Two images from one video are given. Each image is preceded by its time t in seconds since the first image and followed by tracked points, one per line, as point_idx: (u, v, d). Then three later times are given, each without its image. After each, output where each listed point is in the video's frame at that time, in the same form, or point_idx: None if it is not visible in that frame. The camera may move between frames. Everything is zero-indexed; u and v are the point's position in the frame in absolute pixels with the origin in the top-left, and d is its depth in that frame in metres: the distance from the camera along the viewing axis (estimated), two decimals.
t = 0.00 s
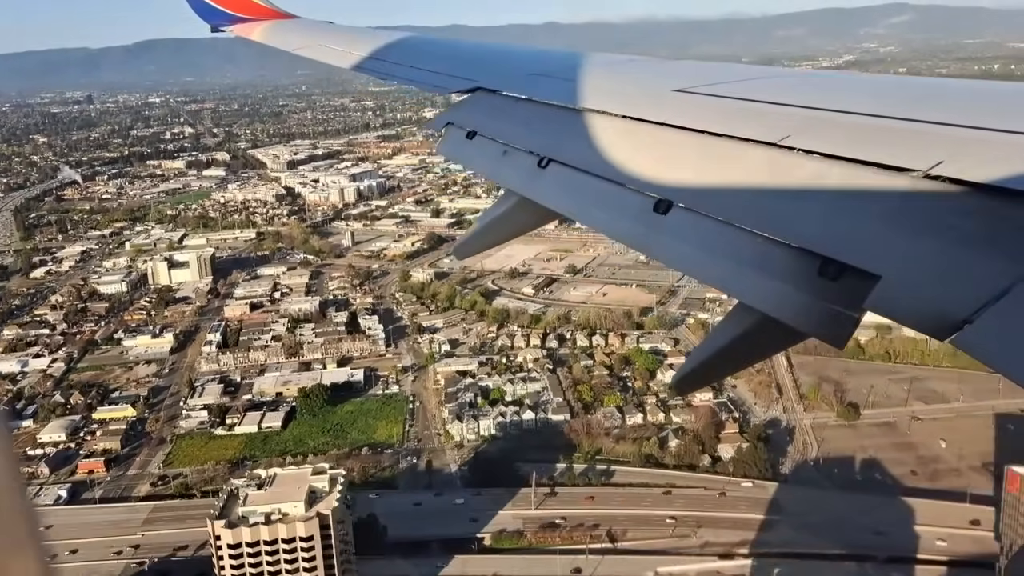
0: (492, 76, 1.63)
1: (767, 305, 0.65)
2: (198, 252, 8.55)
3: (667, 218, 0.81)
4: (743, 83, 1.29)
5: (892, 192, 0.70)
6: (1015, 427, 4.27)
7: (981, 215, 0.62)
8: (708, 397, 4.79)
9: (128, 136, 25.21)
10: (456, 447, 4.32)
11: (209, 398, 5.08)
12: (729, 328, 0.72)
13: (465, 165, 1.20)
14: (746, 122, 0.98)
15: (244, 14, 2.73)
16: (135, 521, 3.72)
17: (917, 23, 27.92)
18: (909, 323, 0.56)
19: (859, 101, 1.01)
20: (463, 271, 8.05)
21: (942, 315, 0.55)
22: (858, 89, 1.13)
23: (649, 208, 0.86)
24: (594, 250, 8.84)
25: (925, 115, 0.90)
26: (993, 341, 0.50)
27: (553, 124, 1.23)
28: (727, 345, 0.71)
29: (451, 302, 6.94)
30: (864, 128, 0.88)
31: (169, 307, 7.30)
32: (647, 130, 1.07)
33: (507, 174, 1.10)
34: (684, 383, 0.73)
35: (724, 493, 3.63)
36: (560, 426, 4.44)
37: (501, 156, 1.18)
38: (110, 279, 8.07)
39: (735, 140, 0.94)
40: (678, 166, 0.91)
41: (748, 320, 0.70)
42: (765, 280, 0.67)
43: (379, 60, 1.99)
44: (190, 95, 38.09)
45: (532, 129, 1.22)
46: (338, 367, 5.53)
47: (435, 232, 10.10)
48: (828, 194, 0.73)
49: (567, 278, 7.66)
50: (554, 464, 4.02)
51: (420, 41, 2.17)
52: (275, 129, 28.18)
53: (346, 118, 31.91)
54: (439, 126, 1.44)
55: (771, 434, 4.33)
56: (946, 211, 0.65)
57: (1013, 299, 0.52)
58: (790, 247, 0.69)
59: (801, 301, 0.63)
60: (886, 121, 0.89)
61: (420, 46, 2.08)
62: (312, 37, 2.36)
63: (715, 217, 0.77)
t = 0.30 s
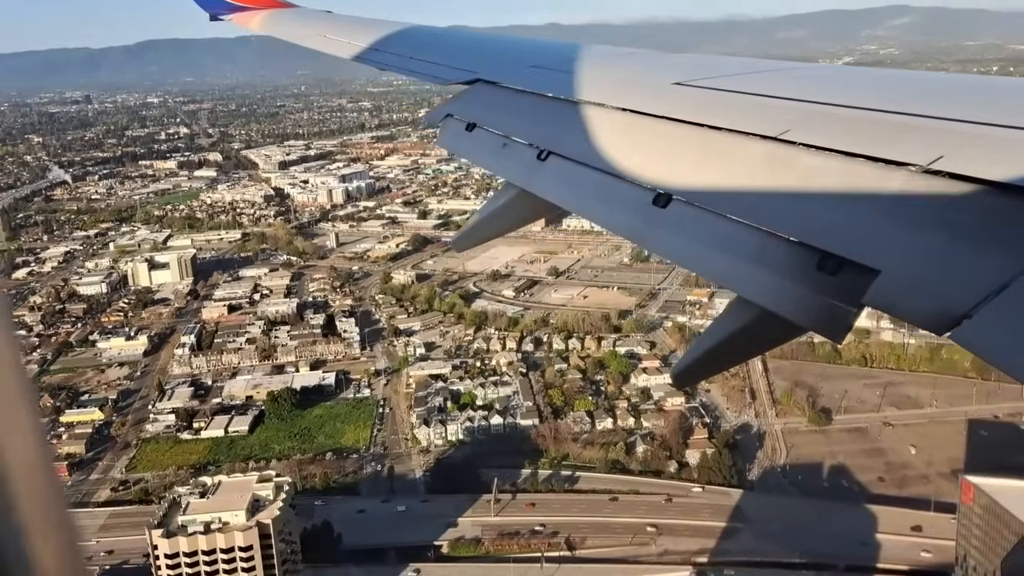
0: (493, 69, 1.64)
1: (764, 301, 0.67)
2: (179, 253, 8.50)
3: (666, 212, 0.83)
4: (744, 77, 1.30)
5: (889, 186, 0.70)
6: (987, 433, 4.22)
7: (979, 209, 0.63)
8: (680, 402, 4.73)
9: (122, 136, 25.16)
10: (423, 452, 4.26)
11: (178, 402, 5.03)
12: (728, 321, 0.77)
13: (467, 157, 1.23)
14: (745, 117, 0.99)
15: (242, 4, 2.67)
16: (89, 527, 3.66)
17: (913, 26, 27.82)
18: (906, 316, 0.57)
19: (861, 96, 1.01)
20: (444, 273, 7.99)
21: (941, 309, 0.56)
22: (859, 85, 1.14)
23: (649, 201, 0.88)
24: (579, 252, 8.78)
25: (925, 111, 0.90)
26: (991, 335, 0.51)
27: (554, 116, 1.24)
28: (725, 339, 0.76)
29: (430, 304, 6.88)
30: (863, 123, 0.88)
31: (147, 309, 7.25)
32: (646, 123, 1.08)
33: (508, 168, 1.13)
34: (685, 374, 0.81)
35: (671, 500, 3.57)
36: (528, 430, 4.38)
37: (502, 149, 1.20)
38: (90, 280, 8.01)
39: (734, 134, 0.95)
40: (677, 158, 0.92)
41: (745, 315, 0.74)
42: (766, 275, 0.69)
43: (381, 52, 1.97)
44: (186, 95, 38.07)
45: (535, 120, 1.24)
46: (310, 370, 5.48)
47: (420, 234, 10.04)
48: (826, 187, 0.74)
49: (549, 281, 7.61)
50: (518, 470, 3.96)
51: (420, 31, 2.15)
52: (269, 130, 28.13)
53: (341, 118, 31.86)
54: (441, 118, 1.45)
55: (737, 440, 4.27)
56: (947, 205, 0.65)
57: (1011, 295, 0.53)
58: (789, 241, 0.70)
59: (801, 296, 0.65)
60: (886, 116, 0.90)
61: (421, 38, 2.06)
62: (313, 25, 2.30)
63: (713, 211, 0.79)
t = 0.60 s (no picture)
0: (495, 63, 1.66)
1: (766, 298, 0.67)
2: (160, 253, 8.44)
3: (667, 208, 0.84)
4: (748, 71, 1.29)
5: (891, 182, 0.71)
6: (957, 441, 4.18)
7: (983, 209, 0.64)
8: (651, 406, 4.67)
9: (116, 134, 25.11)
10: (388, 456, 4.19)
11: (147, 403, 4.98)
12: (728, 318, 0.73)
13: (468, 151, 1.24)
14: (748, 112, 0.99)
15: None
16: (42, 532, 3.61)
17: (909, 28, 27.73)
18: (907, 315, 0.58)
19: (864, 91, 1.01)
20: (426, 274, 7.94)
21: (941, 308, 0.57)
22: (862, 80, 1.14)
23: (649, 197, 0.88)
24: (563, 255, 8.73)
25: (927, 107, 0.91)
26: (989, 334, 0.51)
27: (554, 111, 1.25)
28: (723, 337, 0.73)
29: (409, 306, 6.83)
30: (865, 118, 0.89)
31: (124, 308, 7.19)
32: (647, 118, 1.09)
33: (508, 161, 1.14)
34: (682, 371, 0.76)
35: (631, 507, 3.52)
36: (494, 435, 4.31)
37: (502, 143, 1.22)
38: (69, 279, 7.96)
39: (735, 128, 0.95)
40: (677, 153, 0.92)
41: (746, 312, 0.71)
42: (767, 272, 0.69)
43: (383, 45, 1.98)
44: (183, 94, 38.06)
45: (537, 114, 1.25)
46: (282, 372, 5.43)
47: (406, 234, 9.99)
48: (827, 182, 0.75)
49: (530, 283, 7.57)
50: (482, 475, 3.91)
51: (424, 25, 2.16)
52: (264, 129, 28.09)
53: (338, 118, 31.82)
54: (443, 111, 1.46)
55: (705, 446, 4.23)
56: (948, 204, 0.66)
57: (1012, 294, 0.54)
58: (791, 239, 0.71)
59: (802, 293, 0.65)
60: (889, 112, 0.90)
61: (424, 31, 2.07)
62: (314, 17, 2.30)
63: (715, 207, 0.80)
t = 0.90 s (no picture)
0: (500, 65, 1.72)
1: (770, 300, 0.72)
2: (142, 251, 8.39)
3: (671, 211, 0.89)
4: (752, 77, 1.36)
5: (892, 189, 0.77)
6: (927, 451, 4.13)
7: (981, 217, 0.69)
8: (621, 412, 4.61)
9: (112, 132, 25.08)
10: (351, 460, 4.13)
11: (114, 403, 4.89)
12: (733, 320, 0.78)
13: (476, 153, 1.29)
14: (755, 119, 1.04)
15: None
16: None
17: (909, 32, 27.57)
18: (910, 320, 0.63)
19: (867, 101, 1.07)
20: (409, 275, 7.88)
21: (943, 314, 0.63)
22: (863, 88, 1.19)
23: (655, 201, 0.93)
24: (548, 257, 8.68)
25: (925, 116, 0.97)
26: (992, 338, 0.57)
27: (561, 115, 1.30)
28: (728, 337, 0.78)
29: (387, 307, 6.78)
30: (867, 128, 0.94)
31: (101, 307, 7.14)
32: (652, 125, 1.14)
33: (511, 164, 1.20)
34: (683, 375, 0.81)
35: (592, 514, 3.47)
36: (459, 440, 4.24)
37: (505, 145, 1.29)
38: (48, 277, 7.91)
39: (742, 135, 1.00)
40: (682, 160, 0.98)
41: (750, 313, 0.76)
42: (768, 274, 0.74)
43: (388, 46, 2.08)
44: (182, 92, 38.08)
45: (544, 118, 1.30)
46: (253, 373, 5.38)
47: (392, 235, 9.94)
48: (828, 188, 0.80)
49: (512, 286, 7.53)
50: (444, 480, 3.84)
51: (425, 26, 2.27)
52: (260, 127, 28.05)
53: (335, 118, 31.76)
54: (447, 112, 1.54)
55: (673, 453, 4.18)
56: (951, 212, 0.71)
57: (1013, 299, 0.59)
58: (794, 243, 0.76)
59: (804, 295, 0.70)
60: (889, 120, 0.96)
61: (428, 32, 2.17)
62: (318, 18, 2.42)
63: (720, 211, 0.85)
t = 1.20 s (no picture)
0: (495, 67, 1.65)
1: (777, 310, 0.67)
2: (123, 251, 8.33)
3: (672, 217, 0.84)
4: (752, 80, 1.31)
5: (894, 194, 0.72)
6: (897, 456, 4.08)
7: (983, 223, 0.66)
8: (592, 415, 4.56)
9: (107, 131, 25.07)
10: (316, 464, 4.08)
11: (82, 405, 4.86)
12: (735, 330, 0.74)
13: (472, 158, 1.23)
14: (757, 120, 0.99)
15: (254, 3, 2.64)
16: None
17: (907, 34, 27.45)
18: (909, 326, 0.59)
19: (871, 100, 1.02)
20: (391, 277, 7.83)
21: (945, 321, 0.59)
22: (867, 87, 1.15)
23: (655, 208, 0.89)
24: (532, 259, 8.65)
25: (933, 115, 0.92)
26: (994, 348, 0.53)
27: (558, 117, 1.25)
28: (729, 348, 0.74)
29: (366, 308, 6.72)
30: (865, 128, 0.90)
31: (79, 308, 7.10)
32: (651, 126, 1.09)
33: (510, 172, 1.13)
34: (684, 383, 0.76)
35: (553, 520, 3.43)
36: (425, 443, 4.19)
37: (506, 152, 1.21)
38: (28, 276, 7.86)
39: (743, 136, 0.96)
40: (681, 162, 0.93)
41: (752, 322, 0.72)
42: (765, 282, 0.70)
43: (389, 54, 1.94)
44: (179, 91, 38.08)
45: (541, 121, 1.25)
46: (224, 375, 5.33)
47: (377, 235, 9.90)
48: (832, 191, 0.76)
49: (494, 288, 7.47)
50: (408, 485, 3.80)
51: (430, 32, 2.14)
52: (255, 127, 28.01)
53: (331, 118, 31.73)
54: (445, 120, 1.45)
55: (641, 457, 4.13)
56: (948, 217, 0.68)
57: (1015, 308, 0.56)
58: (795, 250, 0.71)
59: (804, 304, 0.66)
60: (892, 122, 0.90)
61: (430, 39, 2.04)
62: (318, 26, 2.28)
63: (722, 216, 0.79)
